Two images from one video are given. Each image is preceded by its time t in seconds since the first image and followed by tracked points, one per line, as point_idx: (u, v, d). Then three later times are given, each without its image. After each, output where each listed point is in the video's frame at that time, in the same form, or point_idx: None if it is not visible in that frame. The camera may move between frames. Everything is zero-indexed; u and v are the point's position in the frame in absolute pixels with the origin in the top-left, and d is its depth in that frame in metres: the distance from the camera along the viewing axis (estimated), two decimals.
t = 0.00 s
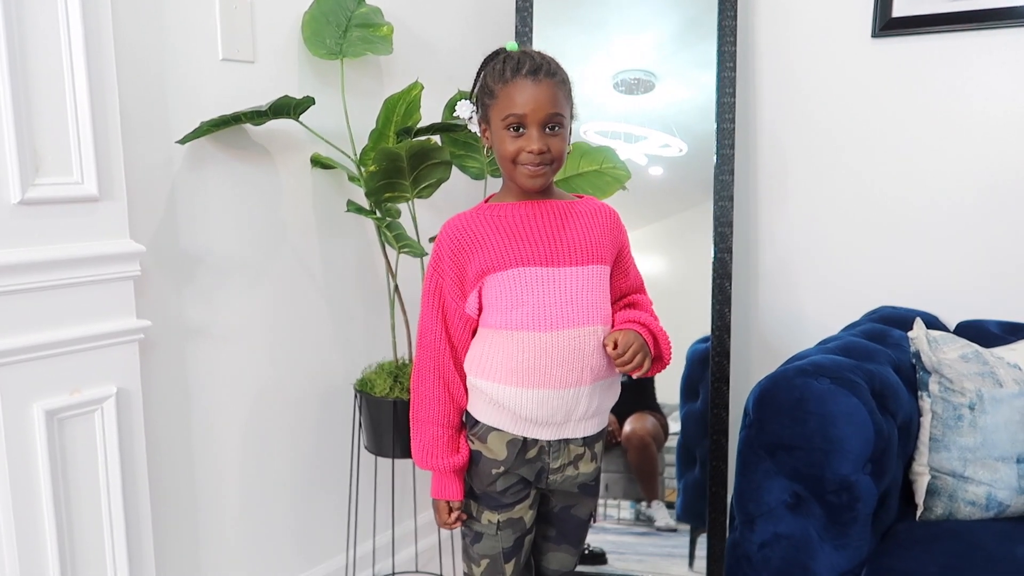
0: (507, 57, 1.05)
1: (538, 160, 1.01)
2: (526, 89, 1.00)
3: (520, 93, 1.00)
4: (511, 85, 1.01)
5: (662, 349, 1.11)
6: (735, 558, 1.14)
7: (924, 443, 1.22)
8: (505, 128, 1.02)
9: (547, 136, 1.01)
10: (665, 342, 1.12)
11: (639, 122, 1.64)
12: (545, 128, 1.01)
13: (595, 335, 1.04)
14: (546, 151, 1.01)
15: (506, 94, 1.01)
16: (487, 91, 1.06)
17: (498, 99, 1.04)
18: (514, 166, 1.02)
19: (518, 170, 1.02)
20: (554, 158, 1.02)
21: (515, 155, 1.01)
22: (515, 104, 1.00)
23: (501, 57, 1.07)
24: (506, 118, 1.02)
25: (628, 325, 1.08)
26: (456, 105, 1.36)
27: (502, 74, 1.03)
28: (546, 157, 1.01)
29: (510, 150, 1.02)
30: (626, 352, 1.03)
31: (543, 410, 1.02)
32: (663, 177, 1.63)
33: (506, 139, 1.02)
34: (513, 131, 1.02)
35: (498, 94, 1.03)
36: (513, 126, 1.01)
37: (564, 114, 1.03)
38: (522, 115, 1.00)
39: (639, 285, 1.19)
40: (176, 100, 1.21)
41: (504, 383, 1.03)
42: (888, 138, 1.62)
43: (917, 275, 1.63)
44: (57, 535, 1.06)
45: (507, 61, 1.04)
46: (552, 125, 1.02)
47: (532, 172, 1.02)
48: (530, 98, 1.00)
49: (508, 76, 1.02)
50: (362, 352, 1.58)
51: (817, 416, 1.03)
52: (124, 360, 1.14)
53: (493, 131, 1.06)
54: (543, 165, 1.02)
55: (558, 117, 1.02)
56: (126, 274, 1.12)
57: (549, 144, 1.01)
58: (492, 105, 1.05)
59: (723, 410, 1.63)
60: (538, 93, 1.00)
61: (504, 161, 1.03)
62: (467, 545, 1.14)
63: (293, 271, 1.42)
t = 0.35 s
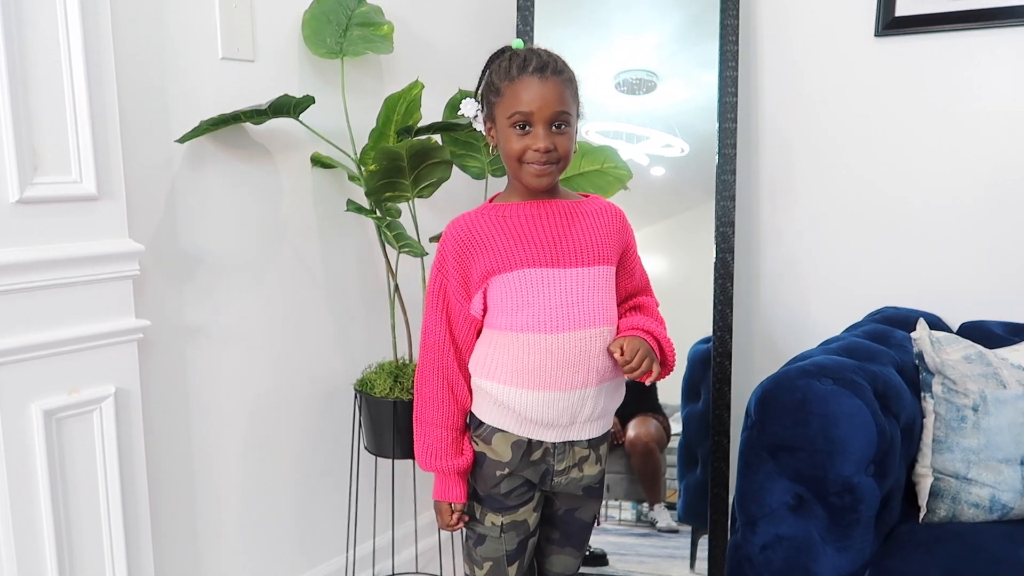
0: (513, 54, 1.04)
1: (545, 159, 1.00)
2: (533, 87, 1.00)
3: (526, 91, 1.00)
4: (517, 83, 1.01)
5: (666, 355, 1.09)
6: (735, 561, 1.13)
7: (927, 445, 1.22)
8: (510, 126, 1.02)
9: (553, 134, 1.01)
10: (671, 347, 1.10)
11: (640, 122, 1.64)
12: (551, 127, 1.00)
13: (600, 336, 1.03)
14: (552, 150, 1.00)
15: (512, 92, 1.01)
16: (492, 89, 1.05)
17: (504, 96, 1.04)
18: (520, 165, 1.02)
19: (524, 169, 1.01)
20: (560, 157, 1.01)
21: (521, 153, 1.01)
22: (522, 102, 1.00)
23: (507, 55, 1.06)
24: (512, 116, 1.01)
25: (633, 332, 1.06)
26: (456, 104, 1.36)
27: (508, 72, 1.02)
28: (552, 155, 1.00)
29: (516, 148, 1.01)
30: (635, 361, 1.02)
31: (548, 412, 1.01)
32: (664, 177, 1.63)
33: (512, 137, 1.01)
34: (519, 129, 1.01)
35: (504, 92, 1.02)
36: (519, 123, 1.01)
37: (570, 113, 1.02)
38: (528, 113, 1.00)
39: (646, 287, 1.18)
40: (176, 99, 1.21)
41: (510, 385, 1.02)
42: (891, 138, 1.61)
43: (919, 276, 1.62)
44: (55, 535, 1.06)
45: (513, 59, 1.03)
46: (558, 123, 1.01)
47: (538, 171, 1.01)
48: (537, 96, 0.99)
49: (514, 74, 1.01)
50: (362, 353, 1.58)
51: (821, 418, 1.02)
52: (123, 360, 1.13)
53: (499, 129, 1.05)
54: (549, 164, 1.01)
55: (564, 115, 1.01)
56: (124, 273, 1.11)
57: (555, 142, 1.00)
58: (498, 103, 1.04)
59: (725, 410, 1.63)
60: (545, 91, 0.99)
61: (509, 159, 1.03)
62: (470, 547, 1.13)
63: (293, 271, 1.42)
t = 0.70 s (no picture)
0: (517, 48, 1.04)
1: (550, 152, 1.00)
2: (537, 80, 0.99)
3: (531, 84, 0.99)
4: (523, 75, 1.00)
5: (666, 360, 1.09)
6: (736, 558, 1.13)
7: (928, 442, 1.22)
8: (515, 120, 1.01)
9: (558, 127, 1.00)
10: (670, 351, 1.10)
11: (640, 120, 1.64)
12: (556, 120, 1.00)
13: (601, 335, 1.03)
14: (557, 143, 1.00)
15: (517, 85, 1.00)
16: (496, 83, 1.05)
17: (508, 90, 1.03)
18: (525, 159, 1.01)
19: (529, 163, 1.01)
20: (566, 150, 1.01)
21: (526, 147, 1.00)
22: (527, 95, 0.99)
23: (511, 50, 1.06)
24: (517, 109, 1.01)
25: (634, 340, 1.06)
26: (456, 102, 1.37)
27: (513, 66, 1.02)
28: (558, 148, 1.00)
29: (521, 142, 1.01)
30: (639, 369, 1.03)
31: (549, 410, 1.01)
32: (665, 175, 1.62)
33: (516, 131, 1.01)
34: (524, 122, 1.01)
35: (508, 85, 1.02)
36: (524, 116, 1.00)
37: (575, 106, 1.02)
38: (533, 106, 0.99)
39: (647, 285, 1.17)
40: (176, 96, 1.20)
41: (510, 383, 1.02)
42: (892, 135, 1.61)
43: (920, 273, 1.62)
44: (55, 533, 1.06)
45: (518, 52, 1.03)
46: (563, 116, 1.01)
47: (543, 165, 1.01)
48: (541, 89, 0.99)
49: (519, 67, 1.01)
50: (361, 350, 1.58)
51: (821, 415, 1.02)
52: (122, 357, 1.13)
53: (503, 124, 1.04)
54: (555, 158, 1.00)
55: (569, 108, 1.01)
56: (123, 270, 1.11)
57: (561, 135, 1.00)
58: (502, 97, 1.04)
59: (725, 407, 1.63)
60: (549, 84, 0.99)
61: (514, 154, 1.02)
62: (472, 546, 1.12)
63: (293, 268, 1.42)
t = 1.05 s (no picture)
0: (515, 72, 0.99)
1: (537, 186, 0.99)
2: (528, 117, 0.96)
3: (521, 121, 0.96)
4: (513, 110, 0.97)
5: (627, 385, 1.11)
6: (735, 556, 1.13)
7: (927, 439, 1.22)
8: (506, 147, 0.99)
9: (546, 162, 0.98)
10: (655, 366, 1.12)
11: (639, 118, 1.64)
12: (544, 156, 0.97)
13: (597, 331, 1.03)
14: (546, 177, 0.98)
15: (507, 118, 0.97)
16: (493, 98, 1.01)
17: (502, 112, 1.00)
18: (515, 185, 1.01)
19: (519, 190, 1.01)
20: (554, 181, 0.99)
21: (514, 177, 0.99)
22: (516, 132, 0.97)
23: (512, 61, 1.01)
24: (506, 140, 0.98)
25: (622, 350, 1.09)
26: (457, 99, 1.38)
27: (506, 94, 0.98)
28: (544, 182, 0.98)
29: (511, 172, 1.00)
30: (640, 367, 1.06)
31: (546, 405, 1.02)
32: (666, 174, 1.62)
33: (508, 158, 1.00)
34: (514, 154, 0.99)
35: (501, 112, 0.99)
36: (513, 150, 0.98)
37: (566, 141, 0.98)
38: (520, 144, 0.97)
39: (641, 282, 1.17)
40: (176, 94, 1.21)
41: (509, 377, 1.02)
42: (892, 134, 1.61)
43: (920, 272, 1.62)
44: (56, 530, 1.06)
45: (514, 79, 0.99)
46: (553, 151, 0.98)
47: (531, 195, 1.00)
48: (530, 129, 0.96)
49: (512, 98, 0.98)
50: (361, 348, 1.58)
51: (820, 413, 1.02)
52: (124, 355, 1.13)
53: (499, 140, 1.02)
54: (543, 189, 0.99)
55: (559, 144, 0.97)
56: (124, 268, 1.11)
57: (548, 171, 0.98)
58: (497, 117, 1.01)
59: (725, 405, 1.64)
60: (538, 125, 0.95)
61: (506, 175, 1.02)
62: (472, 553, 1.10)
63: (293, 266, 1.42)
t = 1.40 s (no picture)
0: (501, 69, 0.95)
1: (526, 185, 0.95)
2: (515, 115, 0.92)
3: (509, 118, 0.92)
4: (499, 108, 0.93)
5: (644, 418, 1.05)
6: (738, 551, 1.14)
7: (931, 436, 1.20)
8: (494, 147, 0.95)
9: (535, 160, 0.94)
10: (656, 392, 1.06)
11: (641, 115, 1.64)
12: (532, 155, 0.93)
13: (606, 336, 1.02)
14: (534, 175, 0.94)
15: (494, 116, 0.93)
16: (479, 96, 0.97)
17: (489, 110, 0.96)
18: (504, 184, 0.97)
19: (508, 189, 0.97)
20: (544, 179, 0.95)
21: (503, 177, 0.95)
22: (503, 130, 0.93)
23: (499, 59, 0.97)
24: (494, 138, 0.94)
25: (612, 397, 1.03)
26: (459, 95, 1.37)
27: (492, 92, 0.94)
28: (533, 181, 0.94)
29: (499, 169, 0.96)
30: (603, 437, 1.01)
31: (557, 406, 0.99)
32: (667, 171, 1.62)
33: (496, 158, 0.96)
34: (502, 153, 0.95)
35: (488, 110, 0.95)
36: (501, 148, 0.94)
37: (557, 139, 0.94)
38: (508, 143, 0.93)
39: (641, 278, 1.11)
40: (178, 89, 1.21)
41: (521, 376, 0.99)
42: (895, 130, 1.61)
43: (922, 268, 1.62)
44: (59, 525, 1.06)
45: (499, 76, 0.95)
46: (543, 149, 0.94)
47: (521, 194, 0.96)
48: (518, 126, 0.91)
49: (498, 96, 0.94)
50: (363, 345, 1.58)
51: (823, 409, 1.02)
52: (125, 350, 1.13)
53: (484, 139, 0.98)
54: (533, 188, 0.95)
55: (548, 142, 0.93)
56: (127, 264, 1.11)
57: (537, 170, 0.94)
58: (484, 115, 0.97)
59: (728, 402, 1.63)
60: (527, 122, 0.91)
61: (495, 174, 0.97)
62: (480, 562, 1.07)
63: (295, 262, 1.42)
